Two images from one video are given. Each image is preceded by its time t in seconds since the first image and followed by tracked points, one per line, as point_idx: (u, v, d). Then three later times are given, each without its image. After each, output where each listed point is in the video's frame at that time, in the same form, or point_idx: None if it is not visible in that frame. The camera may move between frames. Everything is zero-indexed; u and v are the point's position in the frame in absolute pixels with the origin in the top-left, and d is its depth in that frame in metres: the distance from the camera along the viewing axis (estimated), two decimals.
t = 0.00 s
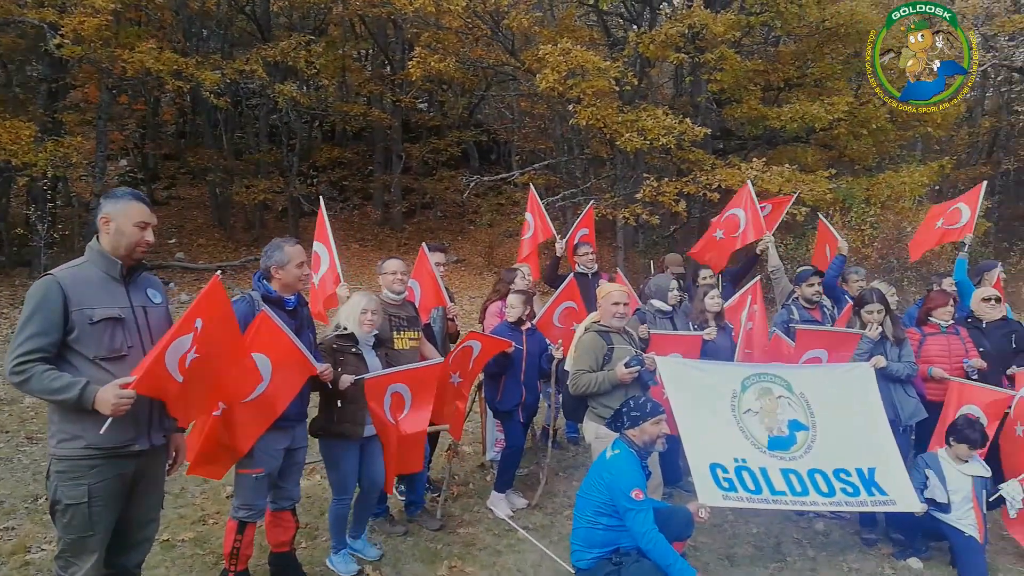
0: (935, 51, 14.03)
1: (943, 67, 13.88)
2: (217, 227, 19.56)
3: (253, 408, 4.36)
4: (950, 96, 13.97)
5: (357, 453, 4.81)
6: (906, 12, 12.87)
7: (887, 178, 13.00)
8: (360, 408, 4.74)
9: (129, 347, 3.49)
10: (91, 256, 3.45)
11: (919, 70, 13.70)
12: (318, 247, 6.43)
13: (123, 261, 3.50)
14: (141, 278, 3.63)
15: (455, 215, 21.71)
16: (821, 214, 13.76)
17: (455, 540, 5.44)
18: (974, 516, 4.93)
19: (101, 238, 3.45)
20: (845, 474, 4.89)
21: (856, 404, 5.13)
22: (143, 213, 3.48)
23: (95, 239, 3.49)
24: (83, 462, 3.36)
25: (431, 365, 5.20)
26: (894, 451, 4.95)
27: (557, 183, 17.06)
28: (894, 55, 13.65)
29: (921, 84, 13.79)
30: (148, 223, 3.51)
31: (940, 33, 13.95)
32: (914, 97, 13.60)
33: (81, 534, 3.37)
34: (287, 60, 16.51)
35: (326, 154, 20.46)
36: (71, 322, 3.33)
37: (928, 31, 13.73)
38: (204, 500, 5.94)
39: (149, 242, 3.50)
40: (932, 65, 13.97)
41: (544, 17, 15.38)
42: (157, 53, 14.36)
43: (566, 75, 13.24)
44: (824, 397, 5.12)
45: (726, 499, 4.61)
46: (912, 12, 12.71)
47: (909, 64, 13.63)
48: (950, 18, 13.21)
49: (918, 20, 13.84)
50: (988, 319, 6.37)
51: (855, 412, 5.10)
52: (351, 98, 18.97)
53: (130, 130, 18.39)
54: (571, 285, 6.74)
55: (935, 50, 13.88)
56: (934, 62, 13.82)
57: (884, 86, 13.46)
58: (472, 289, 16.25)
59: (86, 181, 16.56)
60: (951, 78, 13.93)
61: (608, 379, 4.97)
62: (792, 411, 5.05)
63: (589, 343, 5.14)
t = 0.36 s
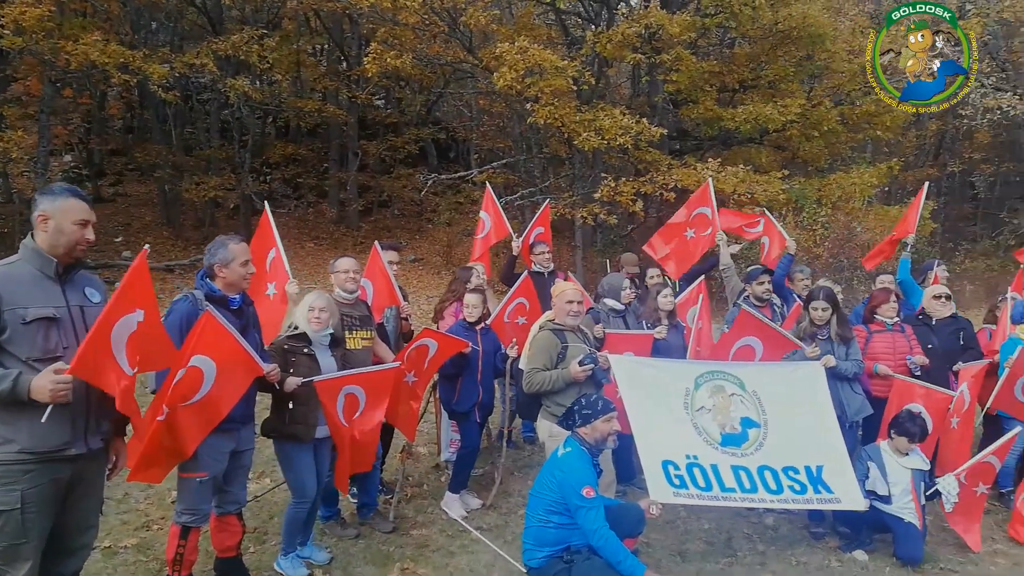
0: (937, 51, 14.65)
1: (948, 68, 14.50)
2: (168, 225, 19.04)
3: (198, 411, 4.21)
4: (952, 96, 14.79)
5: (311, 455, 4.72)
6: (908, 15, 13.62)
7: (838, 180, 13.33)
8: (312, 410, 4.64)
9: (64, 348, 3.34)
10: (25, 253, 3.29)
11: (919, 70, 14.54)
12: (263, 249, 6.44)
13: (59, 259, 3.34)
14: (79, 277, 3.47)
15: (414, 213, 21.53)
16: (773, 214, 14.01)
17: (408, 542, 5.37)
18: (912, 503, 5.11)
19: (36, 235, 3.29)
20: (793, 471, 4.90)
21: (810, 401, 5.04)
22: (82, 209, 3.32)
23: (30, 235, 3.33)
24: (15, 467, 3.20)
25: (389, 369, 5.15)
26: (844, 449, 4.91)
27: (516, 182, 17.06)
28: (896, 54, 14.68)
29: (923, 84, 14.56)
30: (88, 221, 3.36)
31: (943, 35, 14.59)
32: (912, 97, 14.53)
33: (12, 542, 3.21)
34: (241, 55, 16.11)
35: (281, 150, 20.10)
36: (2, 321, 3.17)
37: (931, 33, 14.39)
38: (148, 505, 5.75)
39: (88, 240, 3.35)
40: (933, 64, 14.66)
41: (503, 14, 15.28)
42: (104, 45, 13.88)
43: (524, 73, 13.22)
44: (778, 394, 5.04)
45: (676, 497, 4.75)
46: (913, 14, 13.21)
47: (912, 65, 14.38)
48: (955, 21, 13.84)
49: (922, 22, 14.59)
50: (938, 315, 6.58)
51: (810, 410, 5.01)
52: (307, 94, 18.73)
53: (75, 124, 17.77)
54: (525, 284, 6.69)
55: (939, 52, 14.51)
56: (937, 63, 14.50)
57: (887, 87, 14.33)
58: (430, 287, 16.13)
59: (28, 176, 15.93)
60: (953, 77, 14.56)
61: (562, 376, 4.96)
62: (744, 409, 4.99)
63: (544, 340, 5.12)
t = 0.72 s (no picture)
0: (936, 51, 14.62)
1: (945, 67, 14.74)
2: (110, 224, 18.44)
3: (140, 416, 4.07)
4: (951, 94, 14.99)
5: (255, 459, 4.62)
6: (906, 14, 13.85)
7: (781, 182, 13.86)
8: (261, 413, 4.55)
9: None
10: None
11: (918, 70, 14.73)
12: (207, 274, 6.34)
13: None
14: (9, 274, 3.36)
15: (366, 212, 21.30)
16: (721, 215, 14.31)
17: (357, 543, 5.33)
18: (844, 494, 5.32)
19: None
20: (736, 472, 4.92)
21: (753, 405, 4.95)
22: (15, 207, 3.22)
23: None
24: None
25: (339, 366, 5.11)
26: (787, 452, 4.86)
27: (469, 182, 17.06)
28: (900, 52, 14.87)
29: (921, 84, 14.97)
30: (22, 218, 3.26)
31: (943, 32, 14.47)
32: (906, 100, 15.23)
33: None
34: (187, 49, 15.67)
35: (228, 148, 19.69)
36: None
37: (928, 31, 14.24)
38: (86, 511, 5.56)
39: (23, 238, 3.26)
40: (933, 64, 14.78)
41: (455, 14, 15.21)
42: (40, 37, 13.35)
43: (476, 73, 13.21)
44: (723, 396, 4.98)
45: (619, 494, 4.93)
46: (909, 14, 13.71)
47: (911, 66, 14.53)
48: (952, 19, 13.62)
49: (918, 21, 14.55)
50: (883, 313, 6.78)
51: (752, 415, 4.93)
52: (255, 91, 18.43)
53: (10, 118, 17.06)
54: (474, 284, 6.67)
55: (937, 51, 14.60)
56: (936, 63, 14.64)
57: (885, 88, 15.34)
58: (382, 287, 16.00)
59: None
60: (951, 77, 14.76)
61: (511, 374, 4.98)
62: (689, 411, 4.99)
63: (495, 338, 5.13)
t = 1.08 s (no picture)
0: (936, 50, 14.47)
1: (945, 67, 14.56)
2: (60, 222, 17.89)
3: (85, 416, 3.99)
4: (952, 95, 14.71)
5: (210, 462, 4.55)
6: (907, 12, 13.90)
7: (739, 182, 14.17)
8: (218, 415, 4.50)
9: None
10: None
11: (919, 70, 14.52)
12: (157, 285, 6.09)
13: None
14: None
15: (327, 211, 21.06)
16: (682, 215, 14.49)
17: (314, 545, 5.27)
18: (795, 488, 5.47)
19: None
20: (692, 471, 4.96)
21: (710, 405, 5.01)
22: None
23: None
24: None
25: (296, 368, 5.06)
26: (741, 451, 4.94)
27: (431, 181, 17.00)
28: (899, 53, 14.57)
29: (920, 84, 14.68)
30: None
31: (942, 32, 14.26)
32: (912, 98, 14.90)
33: None
34: (141, 44, 15.28)
35: (185, 145, 19.31)
36: None
37: (928, 31, 14.12)
38: (31, 517, 5.40)
39: None
40: (933, 64, 14.55)
41: (417, 12, 15.14)
42: None
43: (438, 72, 13.16)
44: (680, 396, 5.02)
45: (577, 493, 4.94)
46: (910, 12, 13.81)
47: (910, 65, 14.36)
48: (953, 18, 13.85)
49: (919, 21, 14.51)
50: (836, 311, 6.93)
51: (709, 414, 5.00)
52: (212, 87, 18.10)
53: None
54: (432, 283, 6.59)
55: (937, 50, 14.49)
56: (936, 62, 14.52)
57: (883, 86, 15.03)
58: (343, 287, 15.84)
59: None
60: (953, 77, 14.41)
61: (470, 373, 4.96)
62: (646, 411, 5.02)
63: (453, 337, 5.10)
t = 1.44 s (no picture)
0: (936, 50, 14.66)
1: (944, 68, 14.79)
2: (22, 221, 17.47)
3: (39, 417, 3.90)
4: (951, 94, 15.14)
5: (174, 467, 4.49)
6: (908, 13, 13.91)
7: (709, 183, 14.37)
8: (185, 422, 4.47)
9: None
10: None
11: (921, 70, 14.72)
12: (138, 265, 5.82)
13: None
14: None
15: (297, 210, 20.85)
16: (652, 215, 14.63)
17: (280, 548, 5.22)
18: (760, 485, 5.52)
19: None
20: (654, 468, 5.05)
21: (670, 402, 5.18)
22: None
23: None
24: None
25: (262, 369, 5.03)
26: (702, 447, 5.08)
27: (403, 180, 16.95)
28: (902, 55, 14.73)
29: (920, 84, 15.00)
30: None
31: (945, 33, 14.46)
32: (914, 98, 15.22)
33: None
34: (106, 39, 14.99)
35: (150, 143, 19.00)
36: None
37: (930, 32, 14.13)
38: None
39: None
40: (933, 64, 14.79)
41: (387, 10, 15.07)
42: None
43: (409, 71, 13.14)
44: (643, 393, 5.17)
45: (544, 492, 4.92)
46: (911, 14, 13.62)
47: (909, 65, 14.54)
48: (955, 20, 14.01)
49: (918, 21, 14.66)
50: (799, 309, 7.03)
51: (669, 411, 5.14)
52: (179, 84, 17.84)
53: None
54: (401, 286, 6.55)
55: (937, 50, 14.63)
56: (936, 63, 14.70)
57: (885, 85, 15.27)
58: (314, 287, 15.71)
59: None
60: (953, 76, 14.66)
61: (438, 373, 4.95)
62: (610, 409, 5.12)
63: (421, 338, 5.08)
